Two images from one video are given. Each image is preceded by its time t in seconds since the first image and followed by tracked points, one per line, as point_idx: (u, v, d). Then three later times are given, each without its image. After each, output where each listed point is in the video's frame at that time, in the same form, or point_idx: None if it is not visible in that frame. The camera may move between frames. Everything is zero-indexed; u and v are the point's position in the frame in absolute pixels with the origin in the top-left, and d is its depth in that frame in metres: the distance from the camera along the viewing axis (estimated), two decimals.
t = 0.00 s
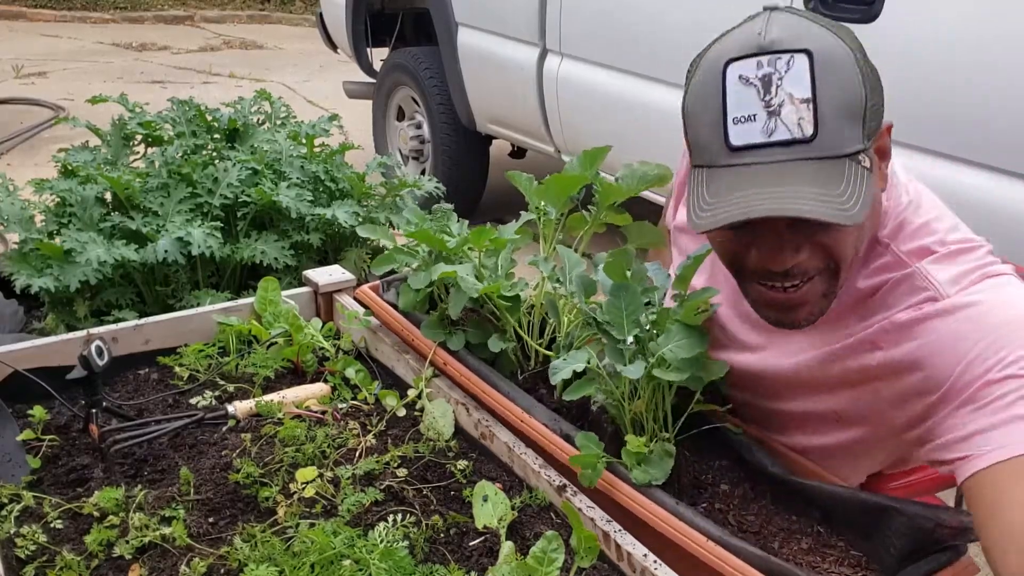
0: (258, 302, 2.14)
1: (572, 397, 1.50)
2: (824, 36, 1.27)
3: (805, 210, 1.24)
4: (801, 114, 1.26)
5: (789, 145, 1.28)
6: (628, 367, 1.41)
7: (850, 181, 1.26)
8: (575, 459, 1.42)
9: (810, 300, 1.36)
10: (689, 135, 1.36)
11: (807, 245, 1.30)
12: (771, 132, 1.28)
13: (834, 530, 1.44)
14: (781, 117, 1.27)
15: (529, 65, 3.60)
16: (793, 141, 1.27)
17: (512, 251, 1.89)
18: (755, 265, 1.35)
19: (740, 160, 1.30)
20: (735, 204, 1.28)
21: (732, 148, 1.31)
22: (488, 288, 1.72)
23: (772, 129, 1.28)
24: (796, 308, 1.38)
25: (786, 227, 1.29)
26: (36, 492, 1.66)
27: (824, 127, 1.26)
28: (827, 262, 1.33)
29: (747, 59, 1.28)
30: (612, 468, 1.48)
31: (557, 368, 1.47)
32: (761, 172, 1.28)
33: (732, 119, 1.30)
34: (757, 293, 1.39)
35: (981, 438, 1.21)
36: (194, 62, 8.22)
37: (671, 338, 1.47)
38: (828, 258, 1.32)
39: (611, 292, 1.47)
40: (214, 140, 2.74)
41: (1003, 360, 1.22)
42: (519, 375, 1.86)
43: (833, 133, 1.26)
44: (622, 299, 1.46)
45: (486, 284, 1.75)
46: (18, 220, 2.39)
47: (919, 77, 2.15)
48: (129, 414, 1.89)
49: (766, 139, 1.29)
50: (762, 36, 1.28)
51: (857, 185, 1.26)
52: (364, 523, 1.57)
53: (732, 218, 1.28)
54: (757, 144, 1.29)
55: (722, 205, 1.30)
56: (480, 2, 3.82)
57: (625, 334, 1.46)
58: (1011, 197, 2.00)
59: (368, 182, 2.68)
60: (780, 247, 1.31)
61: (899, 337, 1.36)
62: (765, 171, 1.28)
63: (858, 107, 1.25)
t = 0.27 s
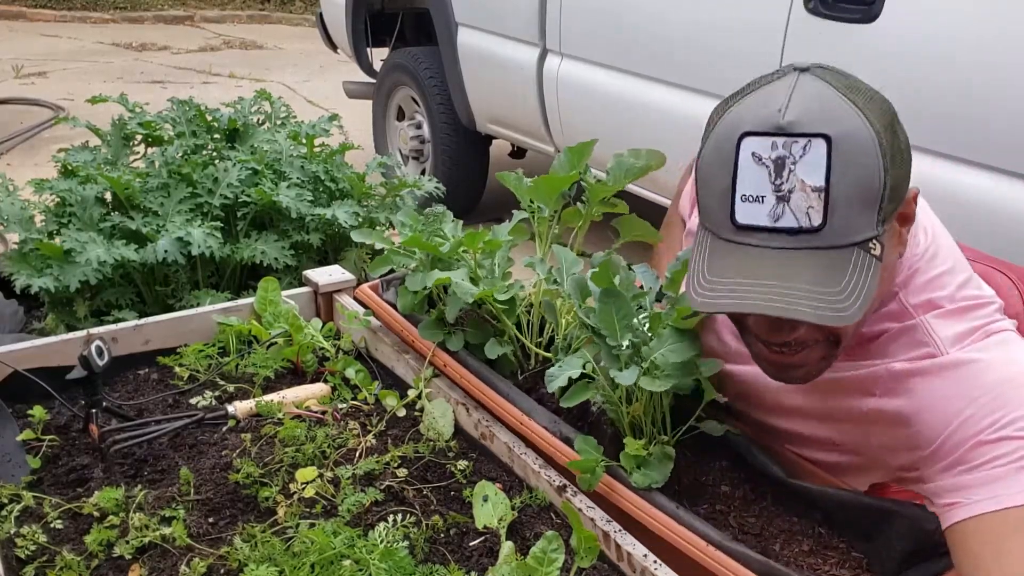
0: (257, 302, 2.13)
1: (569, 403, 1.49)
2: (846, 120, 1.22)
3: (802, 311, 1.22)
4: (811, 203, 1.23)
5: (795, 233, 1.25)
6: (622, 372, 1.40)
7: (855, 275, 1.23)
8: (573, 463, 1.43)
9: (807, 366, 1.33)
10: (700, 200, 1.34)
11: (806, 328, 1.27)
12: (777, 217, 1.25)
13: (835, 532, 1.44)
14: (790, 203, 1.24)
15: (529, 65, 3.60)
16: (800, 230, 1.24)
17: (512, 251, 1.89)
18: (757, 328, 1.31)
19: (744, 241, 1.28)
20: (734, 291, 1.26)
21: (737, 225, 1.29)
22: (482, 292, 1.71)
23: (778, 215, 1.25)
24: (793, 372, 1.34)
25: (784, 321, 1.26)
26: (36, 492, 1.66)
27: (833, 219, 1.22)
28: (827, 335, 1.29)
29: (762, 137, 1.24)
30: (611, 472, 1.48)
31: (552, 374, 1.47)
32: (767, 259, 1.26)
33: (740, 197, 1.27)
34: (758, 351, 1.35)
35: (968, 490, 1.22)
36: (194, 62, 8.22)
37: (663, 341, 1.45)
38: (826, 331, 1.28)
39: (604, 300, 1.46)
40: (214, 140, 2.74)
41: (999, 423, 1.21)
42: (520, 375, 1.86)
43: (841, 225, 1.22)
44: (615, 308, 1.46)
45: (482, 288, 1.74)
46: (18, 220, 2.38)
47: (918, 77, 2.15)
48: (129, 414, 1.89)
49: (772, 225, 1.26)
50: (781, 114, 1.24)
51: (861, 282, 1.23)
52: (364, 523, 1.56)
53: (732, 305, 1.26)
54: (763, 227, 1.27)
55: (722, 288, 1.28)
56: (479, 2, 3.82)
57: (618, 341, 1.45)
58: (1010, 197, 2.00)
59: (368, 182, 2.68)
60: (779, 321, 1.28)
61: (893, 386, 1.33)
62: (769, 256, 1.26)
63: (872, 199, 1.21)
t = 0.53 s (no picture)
0: (257, 302, 2.13)
1: (569, 406, 1.48)
2: (882, 145, 1.23)
3: (810, 332, 1.24)
4: (834, 224, 1.24)
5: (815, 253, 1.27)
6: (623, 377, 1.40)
7: (870, 305, 1.24)
8: (574, 467, 1.43)
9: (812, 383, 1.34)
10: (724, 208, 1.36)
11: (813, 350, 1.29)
12: (800, 234, 1.27)
13: (837, 534, 1.44)
14: (814, 223, 1.26)
15: (529, 65, 3.60)
16: (821, 250, 1.26)
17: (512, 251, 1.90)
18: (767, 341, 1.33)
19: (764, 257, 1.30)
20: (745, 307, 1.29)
21: (759, 240, 1.31)
22: (484, 293, 1.71)
23: (800, 234, 1.27)
24: (799, 390, 1.36)
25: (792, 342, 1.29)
26: (36, 492, 1.66)
27: (855, 245, 1.24)
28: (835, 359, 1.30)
29: (796, 152, 1.26)
30: (612, 474, 1.48)
31: (552, 378, 1.47)
32: (783, 280, 1.28)
33: (765, 211, 1.30)
34: (766, 367, 1.37)
35: (973, 519, 1.26)
36: (194, 62, 8.22)
37: (666, 347, 1.44)
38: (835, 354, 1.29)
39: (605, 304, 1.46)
40: (214, 140, 2.74)
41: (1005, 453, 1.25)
42: (521, 375, 1.86)
43: (863, 251, 1.24)
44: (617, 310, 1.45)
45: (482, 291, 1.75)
46: (18, 220, 2.39)
47: (918, 77, 2.15)
48: (129, 414, 1.89)
49: (794, 242, 1.28)
50: (817, 131, 1.26)
51: (877, 311, 1.23)
52: (364, 523, 1.57)
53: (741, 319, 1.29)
54: (784, 244, 1.29)
55: (735, 302, 1.30)
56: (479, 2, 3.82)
57: (620, 344, 1.44)
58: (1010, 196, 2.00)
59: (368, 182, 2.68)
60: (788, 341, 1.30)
61: (904, 409, 1.34)
62: (787, 276, 1.28)
63: (897, 230, 1.22)
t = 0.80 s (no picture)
0: (258, 302, 2.13)
1: (583, 400, 1.49)
2: (856, 53, 1.23)
3: (803, 220, 1.20)
4: (819, 128, 1.23)
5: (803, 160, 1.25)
6: (641, 369, 1.39)
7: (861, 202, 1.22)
8: (582, 460, 1.42)
9: (804, 318, 1.31)
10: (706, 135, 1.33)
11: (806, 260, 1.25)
12: (787, 143, 1.25)
13: (842, 532, 1.43)
14: (800, 130, 1.24)
15: (529, 65, 3.60)
16: (807, 155, 1.25)
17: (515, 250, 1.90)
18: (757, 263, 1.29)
19: (752, 165, 1.28)
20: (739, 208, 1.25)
21: (745, 152, 1.29)
22: (493, 289, 1.71)
23: (788, 141, 1.25)
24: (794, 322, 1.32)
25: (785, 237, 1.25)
26: (36, 492, 1.66)
27: (840, 147, 1.22)
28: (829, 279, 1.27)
29: (775, 67, 1.25)
30: (620, 468, 1.47)
31: (567, 369, 1.46)
32: (772, 182, 1.25)
33: (749, 124, 1.27)
34: (755, 300, 1.32)
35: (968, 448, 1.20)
36: (194, 62, 8.22)
37: (683, 340, 1.46)
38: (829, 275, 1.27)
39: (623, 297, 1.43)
40: (214, 140, 2.74)
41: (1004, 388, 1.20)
42: (522, 375, 1.86)
43: (847, 154, 1.22)
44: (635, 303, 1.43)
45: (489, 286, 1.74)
46: (18, 220, 2.38)
47: (918, 77, 2.15)
48: (129, 414, 1.89)
49: (781, 149, 1.26)
50: (794, 45, 1.25)
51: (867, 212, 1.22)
52: (364, 523, 1.57)
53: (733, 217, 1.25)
54: (770, 153, 1.27)
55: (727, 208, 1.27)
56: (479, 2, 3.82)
57: (638, 336, 1.43)
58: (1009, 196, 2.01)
59: (368, 182, 2.68)
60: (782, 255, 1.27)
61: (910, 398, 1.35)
62: (776, 180, 1.26)
63: (880, 129, 1.20)
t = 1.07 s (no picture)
0: (258, 302, 2.14)
1: (579, 402, 1.49)
2: (847, 13, 1.26)
3: (805, 172, 1.23)
4: (818, 84, 1.25)
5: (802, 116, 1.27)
6: (639, 372, 1.39)
7: (861, 157, 1.24)
8: (578, 462, 1.42)
9: (805, 282, 1.36)
10: (700, 100, 1.34)
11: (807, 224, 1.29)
12: (787, 98, 1.28)
13: (839, 536, 1.42)
14: (798, 85, 1.26)
15: (530, 65, 3.60)
16: (808, 110, 1.27)
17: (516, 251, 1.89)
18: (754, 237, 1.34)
19: (752, 123, 1.30)
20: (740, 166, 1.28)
21: (745, 112, 1.30)
22: (492, 290, 1.71)
23: (787, 98, 1.28)
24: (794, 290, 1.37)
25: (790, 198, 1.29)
26: (36, 492, 1.66)
27: (838, 103, 1.25)
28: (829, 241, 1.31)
29: (771, 27, 1.27)
30: (616, 471, 1.47)
31: (565, 371, 1.47)
32: (773, 136, 1.27)
33: (748, 84, 1.29)
34: (754, 270, 1.39)
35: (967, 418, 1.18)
36: (194, 62, 8.22)
37: (681, 342, 1.46)
38: (829, 239, 1.31)
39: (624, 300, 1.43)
40: (214, 140, 2.74)
41: (1001, 363, 1.19)
42: (522, 376, 1.86)
43: (845, 111, 1.25)
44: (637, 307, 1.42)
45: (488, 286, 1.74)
46: (18, 220, 2.38)
47: (918, 77, 2.15)
48: (129, 414, 1.89)
49: (782, 105, 1.28)
50: (787, 7, 1.28)
51: (867, 164, 1.24)
52: (364, 523, 1.57)
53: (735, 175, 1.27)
54: (770, 111, 1.29)
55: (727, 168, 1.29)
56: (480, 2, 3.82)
57: (638, 339, 1.44)
58: (1008, 197, 2.00)
59: (367, 182, 2.68)
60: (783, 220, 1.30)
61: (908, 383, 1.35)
62: (777, 135, 1.27)
63: (875, 88, 1.24)
